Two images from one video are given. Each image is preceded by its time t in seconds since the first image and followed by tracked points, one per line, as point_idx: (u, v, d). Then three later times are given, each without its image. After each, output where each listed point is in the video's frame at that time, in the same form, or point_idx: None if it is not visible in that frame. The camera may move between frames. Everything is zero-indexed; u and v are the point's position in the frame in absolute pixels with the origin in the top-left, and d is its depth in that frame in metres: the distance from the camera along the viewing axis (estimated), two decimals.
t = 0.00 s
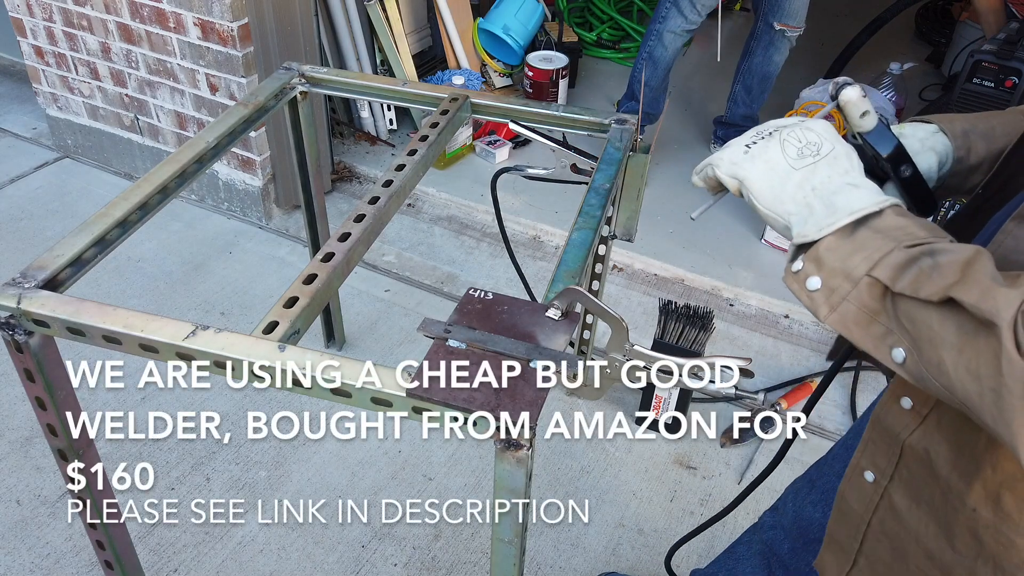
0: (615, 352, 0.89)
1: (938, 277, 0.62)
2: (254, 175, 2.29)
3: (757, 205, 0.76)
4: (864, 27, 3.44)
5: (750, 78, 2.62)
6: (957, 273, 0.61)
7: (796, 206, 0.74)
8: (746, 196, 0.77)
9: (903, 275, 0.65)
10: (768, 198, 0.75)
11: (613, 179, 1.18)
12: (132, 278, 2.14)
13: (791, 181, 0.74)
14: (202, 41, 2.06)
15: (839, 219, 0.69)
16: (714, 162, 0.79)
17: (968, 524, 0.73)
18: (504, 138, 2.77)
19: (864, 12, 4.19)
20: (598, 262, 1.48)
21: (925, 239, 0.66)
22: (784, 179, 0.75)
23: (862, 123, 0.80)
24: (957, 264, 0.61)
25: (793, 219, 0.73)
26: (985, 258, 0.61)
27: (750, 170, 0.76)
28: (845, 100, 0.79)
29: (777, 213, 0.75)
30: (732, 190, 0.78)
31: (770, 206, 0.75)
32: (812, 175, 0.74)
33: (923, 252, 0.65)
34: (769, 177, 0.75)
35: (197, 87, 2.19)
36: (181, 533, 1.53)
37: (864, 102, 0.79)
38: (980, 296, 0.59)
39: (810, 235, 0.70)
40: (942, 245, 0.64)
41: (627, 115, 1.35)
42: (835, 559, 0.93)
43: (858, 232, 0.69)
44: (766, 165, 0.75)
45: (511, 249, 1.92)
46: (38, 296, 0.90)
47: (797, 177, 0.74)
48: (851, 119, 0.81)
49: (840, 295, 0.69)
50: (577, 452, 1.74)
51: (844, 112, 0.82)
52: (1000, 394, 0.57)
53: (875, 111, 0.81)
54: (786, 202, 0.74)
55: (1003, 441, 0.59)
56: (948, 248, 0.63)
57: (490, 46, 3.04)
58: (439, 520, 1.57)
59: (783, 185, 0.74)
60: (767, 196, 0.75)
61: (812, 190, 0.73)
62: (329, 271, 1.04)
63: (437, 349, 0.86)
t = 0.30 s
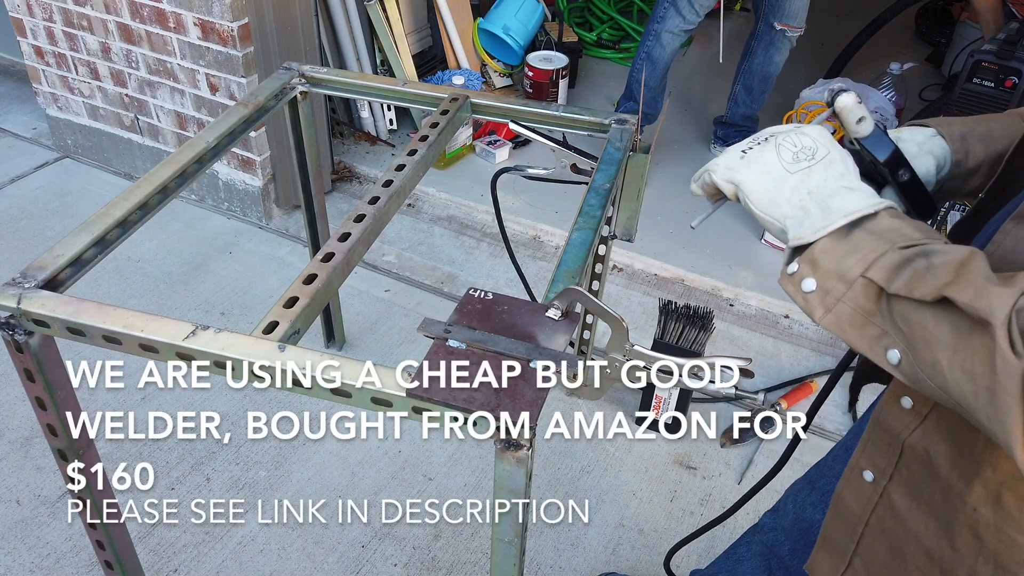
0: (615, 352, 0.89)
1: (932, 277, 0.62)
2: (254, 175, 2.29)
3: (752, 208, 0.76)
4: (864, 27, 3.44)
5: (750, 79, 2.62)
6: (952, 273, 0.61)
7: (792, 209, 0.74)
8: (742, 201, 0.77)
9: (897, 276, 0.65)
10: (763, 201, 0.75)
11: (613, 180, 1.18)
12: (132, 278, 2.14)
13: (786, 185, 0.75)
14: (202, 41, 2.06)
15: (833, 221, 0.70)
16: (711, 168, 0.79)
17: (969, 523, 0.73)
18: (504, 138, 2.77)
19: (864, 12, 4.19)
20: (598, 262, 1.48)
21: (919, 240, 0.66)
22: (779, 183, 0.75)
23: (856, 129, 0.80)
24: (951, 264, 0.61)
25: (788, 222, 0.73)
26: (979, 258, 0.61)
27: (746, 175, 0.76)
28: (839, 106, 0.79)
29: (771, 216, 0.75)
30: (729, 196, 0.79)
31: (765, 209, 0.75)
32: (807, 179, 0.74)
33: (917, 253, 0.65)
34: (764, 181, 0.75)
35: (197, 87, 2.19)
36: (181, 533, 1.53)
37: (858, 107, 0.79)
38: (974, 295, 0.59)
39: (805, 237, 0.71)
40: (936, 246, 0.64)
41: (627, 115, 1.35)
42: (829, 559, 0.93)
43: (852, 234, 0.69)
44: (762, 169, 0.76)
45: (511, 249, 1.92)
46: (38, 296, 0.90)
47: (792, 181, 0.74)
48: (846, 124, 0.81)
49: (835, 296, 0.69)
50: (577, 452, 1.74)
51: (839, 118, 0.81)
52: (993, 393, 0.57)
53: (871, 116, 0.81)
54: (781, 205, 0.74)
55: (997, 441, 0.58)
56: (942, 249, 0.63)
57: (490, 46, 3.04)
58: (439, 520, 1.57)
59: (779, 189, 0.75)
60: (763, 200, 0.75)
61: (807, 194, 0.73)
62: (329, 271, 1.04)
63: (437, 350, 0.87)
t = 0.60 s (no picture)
0: (615, 352, 0.89)
1: (931, 279, 0.62)
2: (254, 175, 2.29)
3: (749, 212, 0.76)
4: (865, 27, 3.44)
5: (750, 80, 2.62)
6: (949, 274, 0.61)
7: (789, 212, 0.73)
8: (738, 205, 0.77)
9: (896, 278, 0.65)
10: (760, 205, 0.75)
11: (613, 179, 1.18)
12: (133, 278, 2.14)
13: (783, 189, 0.74)
14: (202, 41, 2.06)
15: (831, 223, 0.69)
16: (706, 173, 0.79)
17: (966, 528, 0.73)
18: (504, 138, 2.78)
19: (864, 12, 4.19)
20: (598, 262, 1.48)
21: (917, 242, 0.66)
22: (775, 186, 0.75)
23: (850, 134, 0.80)
24: (949, 265, 0.62)
25: (786, 226, 0.73)
26: (977, 259, 0.61)
27: (741, 179, 0.76)
28: (832, 111, 0.79)
29: (769, 220, 0.75)
30: (724, 200, 0.78)
31: (762, 213, 0.75)
32: (804, 181, 0.74)
33: (915, 254, 0.65)
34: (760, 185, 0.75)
35: (197, 87, 2.19)
36: (181, 533, 1.53)
37: (852, 112, 0.79)
38: (972, 296, 0.59)
39: (803, 240, 0.71)
40: (934, 247, 0.64)
41: (627, 115, 1.35)
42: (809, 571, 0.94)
43: (850, 236, 0.69)
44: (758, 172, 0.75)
45: (511, 249, 1.91)
46: (38, 296, 0.90)
47: (789, 184, 0.74)
48: (841, 130, 0.81)
49: (834, 299, 0.69)
50: (577, 452, 1.74)
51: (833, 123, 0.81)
52: (993, 395, 0.57)
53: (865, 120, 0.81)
54: (778, 209, 0.74)
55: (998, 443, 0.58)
56: (940, 250, 0.64)
57: (490, 46, 3.04)
58: (439, 520, 1.57)
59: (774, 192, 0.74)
60: (759, 203, 0.75)
61: (804, 197, 0.73)
62: (329, 271, 1.04)
63: (437, 350, 0.86)
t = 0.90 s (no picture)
0: (616, 352, 0.89)
1: (997, 363, 0.54)
2: (254, 175, 2.29)
3: (767, 288, 0.72)
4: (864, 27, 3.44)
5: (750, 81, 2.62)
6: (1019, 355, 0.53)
7: (811, 283, 0.69)
8: (753, 278, 0.73)
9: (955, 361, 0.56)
10: (777, 278, 0.71)
11: (614, 179, 1.18)
12: (133, 278, 2.14)
13: (797, 256, 0.71)
14: (202, 41, 2.06)
15: (868, 300, 0.62)
16: (706, 246, 0.75)
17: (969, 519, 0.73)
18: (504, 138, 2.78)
19: (864, 12, 4.19)
20: (598, 262, 1.48)
21: (971, 313, 0.57)
22: (788, 257, 0.71)
23: (795, 115, 0.87)
24: (1016, 344, 0.53)
25: (814, 299, 0.68)
26: None
27: (747, 252, 0.73)
28: (776, 91, 0.86)
29: (792, 293, 0.71)
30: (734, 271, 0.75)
31: (783, 287, 0.71)
32: (816, 245, 0.70)
33: (972, 328, 0.56)
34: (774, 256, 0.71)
35: (196, 87, 2.19)
36: (181, 533, 1.53)
37: (795, 93, 0.85)
38: None
39: (840, 321, 0.63)
40: (990, 319, 0.55)
41: (627, 115, 1.35)
42: (823, 551, 0.93)
43: (892, 311, 0.61)
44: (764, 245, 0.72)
45: (511, 249, 1.91)
46: (38, 296, 0.90)
47: (802, 251, 0.71)
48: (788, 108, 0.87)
49: (891, 392, 0.61)
50: (577, 452, 1.74)
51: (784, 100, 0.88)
52: None
53: (814, 102, 0.86)
54: (799, 282, 0.70)
55: None
56: (998, 321, 0.55)
57: (490, 46, 3.05)
58: (439, 520, 1.57)
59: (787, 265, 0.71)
60: (777, 275, 0.71)
61: (821, 263, 0.69)
62: (329, 271, 1.04)
63: (437, 350, 0.86)
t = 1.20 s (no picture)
0: (615, 352, 0.89)
1: None
2: (254, 175, 2.29)
3: None
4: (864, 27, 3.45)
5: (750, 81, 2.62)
6: None
7: None
8: None
9: None
10: None
11: (614, 179, 1.18)
12: (133, 278, 2.14)
13: None
14: (203, 41, 2.06)
15: None
16: None
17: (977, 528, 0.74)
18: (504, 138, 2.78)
19: (864, 12, 4.19)
20: (598, 262, 1.48)
21: None
22: None
23: (762, 111, 0.87)
24: None
25: None
26: None
27: None
28: (744, 87, 0.87)
29: None
30: None
31: None
32: None
33: None
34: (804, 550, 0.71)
35: (197, 87, 2.19)
36: (181, 533, 1.53)
37: (761, 90, 0.86)
38: None
39: None
40: None
41: (626, 115, 1.35)
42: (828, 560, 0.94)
43: None
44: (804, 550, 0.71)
45: (511, 249, 1.91)
46: (38, 296, 0.90)
47: None
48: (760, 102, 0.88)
49: None
50: (577, 452, 1.74)
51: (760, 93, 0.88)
52: None
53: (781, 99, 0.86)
54: None
55: None
56: None
57: (490, 46, 3.04)
58: (439, 520, 1.57)
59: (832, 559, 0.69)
60: None
61: None
62: (329, 271, 1.04)
63: (437, 349, 0.86)
